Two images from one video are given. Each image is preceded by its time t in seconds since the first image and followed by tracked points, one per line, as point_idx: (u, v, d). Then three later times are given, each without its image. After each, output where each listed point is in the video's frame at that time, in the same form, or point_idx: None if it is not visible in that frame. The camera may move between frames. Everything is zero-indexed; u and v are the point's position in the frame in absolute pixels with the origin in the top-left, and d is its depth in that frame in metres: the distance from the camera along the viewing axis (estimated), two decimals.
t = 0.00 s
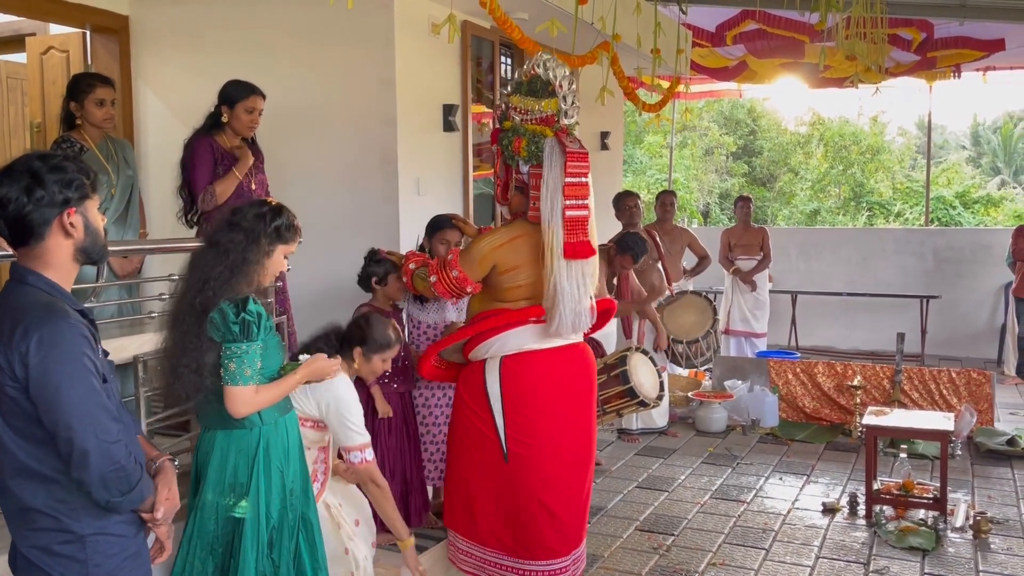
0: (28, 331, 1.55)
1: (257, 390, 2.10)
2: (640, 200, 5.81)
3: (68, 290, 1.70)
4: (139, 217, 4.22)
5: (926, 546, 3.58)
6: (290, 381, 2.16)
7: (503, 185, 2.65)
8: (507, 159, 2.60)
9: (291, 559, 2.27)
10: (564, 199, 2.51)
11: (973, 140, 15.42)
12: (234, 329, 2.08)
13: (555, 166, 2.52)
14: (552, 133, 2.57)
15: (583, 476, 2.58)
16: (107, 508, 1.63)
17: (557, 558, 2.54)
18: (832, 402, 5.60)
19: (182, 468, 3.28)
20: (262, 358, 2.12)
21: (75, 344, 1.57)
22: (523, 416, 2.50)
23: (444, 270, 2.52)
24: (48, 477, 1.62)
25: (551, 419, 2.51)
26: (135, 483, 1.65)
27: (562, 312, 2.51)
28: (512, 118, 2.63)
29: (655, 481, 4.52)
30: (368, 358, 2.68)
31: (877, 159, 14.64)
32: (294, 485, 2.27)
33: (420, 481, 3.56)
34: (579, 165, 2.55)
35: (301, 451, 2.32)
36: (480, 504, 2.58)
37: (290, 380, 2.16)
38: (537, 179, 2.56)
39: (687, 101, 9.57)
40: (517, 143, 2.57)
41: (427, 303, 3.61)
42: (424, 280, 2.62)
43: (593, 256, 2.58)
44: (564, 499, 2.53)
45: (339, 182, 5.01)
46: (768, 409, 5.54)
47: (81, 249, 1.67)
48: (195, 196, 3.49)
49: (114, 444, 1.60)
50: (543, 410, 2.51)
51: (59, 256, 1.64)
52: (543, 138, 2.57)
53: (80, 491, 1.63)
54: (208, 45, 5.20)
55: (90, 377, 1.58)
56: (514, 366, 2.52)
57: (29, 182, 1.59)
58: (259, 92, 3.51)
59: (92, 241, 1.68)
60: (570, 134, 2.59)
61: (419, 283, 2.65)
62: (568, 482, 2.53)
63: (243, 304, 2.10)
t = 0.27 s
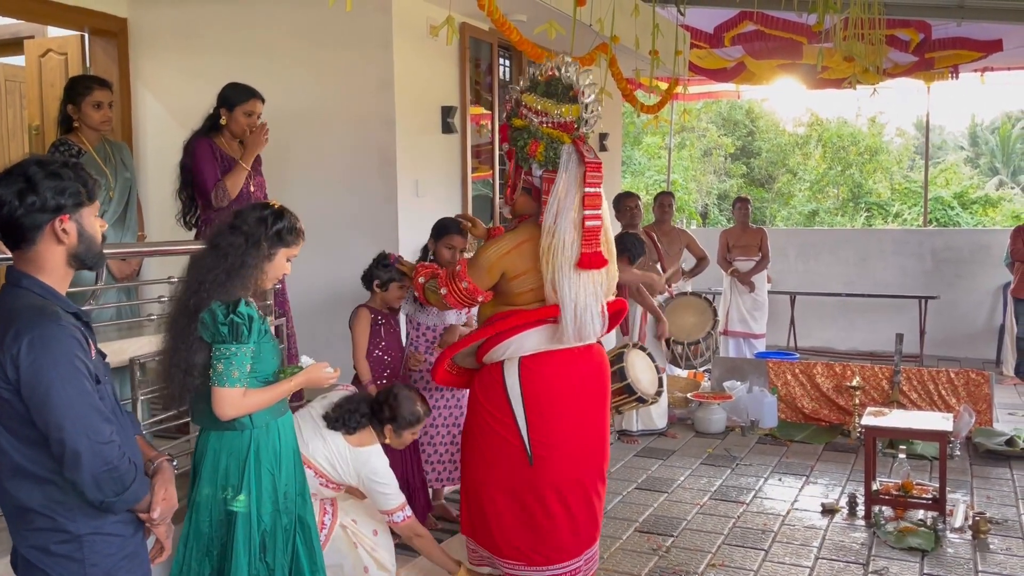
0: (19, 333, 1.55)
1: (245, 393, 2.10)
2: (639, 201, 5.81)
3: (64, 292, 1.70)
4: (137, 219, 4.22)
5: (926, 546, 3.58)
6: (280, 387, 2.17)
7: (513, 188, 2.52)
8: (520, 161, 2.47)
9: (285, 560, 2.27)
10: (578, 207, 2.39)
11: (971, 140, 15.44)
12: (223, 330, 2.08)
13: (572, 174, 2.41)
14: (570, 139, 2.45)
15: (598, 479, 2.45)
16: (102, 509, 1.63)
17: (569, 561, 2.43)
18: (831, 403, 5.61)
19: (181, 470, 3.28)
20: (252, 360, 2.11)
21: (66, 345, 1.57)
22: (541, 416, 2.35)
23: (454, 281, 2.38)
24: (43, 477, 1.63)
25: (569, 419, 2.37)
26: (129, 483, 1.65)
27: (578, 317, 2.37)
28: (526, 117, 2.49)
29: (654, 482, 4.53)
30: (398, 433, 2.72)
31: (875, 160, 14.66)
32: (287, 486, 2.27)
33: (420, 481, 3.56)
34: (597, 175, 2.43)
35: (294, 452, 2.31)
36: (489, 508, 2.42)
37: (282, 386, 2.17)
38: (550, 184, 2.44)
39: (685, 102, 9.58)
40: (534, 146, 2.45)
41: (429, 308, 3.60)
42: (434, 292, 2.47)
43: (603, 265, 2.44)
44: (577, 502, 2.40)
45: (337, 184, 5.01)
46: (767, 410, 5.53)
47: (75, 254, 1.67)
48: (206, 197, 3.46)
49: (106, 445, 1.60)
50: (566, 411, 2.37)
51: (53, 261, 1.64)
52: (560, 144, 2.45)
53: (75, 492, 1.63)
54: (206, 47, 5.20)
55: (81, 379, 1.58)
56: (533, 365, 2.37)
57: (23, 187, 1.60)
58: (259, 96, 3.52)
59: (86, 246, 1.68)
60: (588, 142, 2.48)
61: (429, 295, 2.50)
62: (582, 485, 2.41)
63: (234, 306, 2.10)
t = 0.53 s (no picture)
0: (14, 336, 1.56)
1: (235, 396, 2.10)
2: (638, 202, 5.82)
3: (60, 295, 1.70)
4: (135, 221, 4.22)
5: (925, 547, 3.59)
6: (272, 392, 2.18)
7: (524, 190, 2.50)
8: (533, 164, 2.45)
9: (279, 564, 2.27)
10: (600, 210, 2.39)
11: (969, 141, 15.46)
12: (216, 332, 2.08)
13: (589, 178, 2.40)
14: (584, 142, 2.44)
15: (599, 483, 2.44)
16: (96, 511, 1.63)
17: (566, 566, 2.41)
18: (830, 404, 5.61)
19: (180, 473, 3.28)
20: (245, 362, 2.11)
21: (60, 348, 1.58)
22: (545, 415, 2.35)
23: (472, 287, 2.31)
24: (38, 480, 1.63)
25: (572, 421, 2.37)
26: (123, 486, 1.65)
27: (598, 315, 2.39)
28: (536, 119, 2.46)
29: (654, 484, 4.53)
30: (408, 450, 2.71)
31: (873, 161, 14.67)
32: (280, 490, 2.27)
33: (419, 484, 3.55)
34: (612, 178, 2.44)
35: (288, 455, 2.31)
36: (489, 510, 2.40)
37: (274, 392, 2.18)
38: (567, 187, 2.43)
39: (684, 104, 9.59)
40: (549, 149, 2.43)
41: (425, 309, 3.63)
42: (448, 301, 2.38)
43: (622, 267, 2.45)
44: (577, 506, 2.39)
45: (335, 186, 5.01)
46: (766, 411, 5.53)
47: (68, 261, 1.66)
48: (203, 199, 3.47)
49: (100, 448, 1.59)
50: (572, 414, 2.37)
51: (46, 267, 1.65)
52: (574, 146, 2.44)
53: (69, 494, 1.63)
54: (205, 50, 5.20)
55: (75, 381, 1.58)
56: (541, 364, 2.37)
57: (18, 191, 1.60)
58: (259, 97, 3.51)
59: (80, 254, 1.67)
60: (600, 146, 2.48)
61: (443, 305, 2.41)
62: (583, 489, 2.40)
63: (230, 308, 2.10)
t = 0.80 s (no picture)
0: (13, 337, 1.56)
1: (237, 400, 2.10)
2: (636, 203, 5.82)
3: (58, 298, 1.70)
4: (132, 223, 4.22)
5: (923, 548, 3.59)
6: (273, 396, 2.17)
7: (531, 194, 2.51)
8: (543, 168, 2.46)
9: (278, 567, 2.26)
10: (610, 214, 2.42)
11: (966, 141, 15.49)
12: (219, 337, 2.09)
13: (600, 181, 2.42)
14: (594, 145, 2.47)
15: (600, 484, 2.45)
16: (93, 515, 1.63)
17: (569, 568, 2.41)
18: (829, 404, 5.61)
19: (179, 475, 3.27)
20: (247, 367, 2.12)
21: (59, 349, 1.58)
22: (551, 416, 2.35)
23: (484, 292, 2.30)
24: (34, 483, 1.62)
25: (577, 422, 2.38)
26: (121, 490, 1.65)
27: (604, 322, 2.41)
28: (544, 123, 2.48)
29: (653, 485, 4.53)
30: (398, 388, 2.79)
31: (871, 161, 14.70)
32: (279, 492, 2.27)
33: (416, 485, 3.56)
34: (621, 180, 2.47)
35: (285, 459, 2.31)
36: (492, 513, 2.37)
37: (275, 394, 2.17)
38: (577, 190, 2.44)
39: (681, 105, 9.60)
40: (560, 153, 2.44)
41: (423, 311, 3.63)
42: (455, 305, 2.36)
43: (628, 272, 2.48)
44: (581, 507, 2.39)
45: (333, 188, 5.01)
46: (765, 412, 5.53)
47: (67, 265, 1.66)
48: (206, 202, 3.47)
49: (98, 451, 1.60)
50: (578, 416, 2.38)
51: (45, 271, 1.65)
52: (585, 150, 2.46)
53: (65, 498, 1.63)
54: (203, 52, 5.20)
55: (74, 383, 1.58)
56: (549, 365, 2.37)
57: (16, 195, 1.60)
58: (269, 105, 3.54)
59: (80, 259, 1.67)
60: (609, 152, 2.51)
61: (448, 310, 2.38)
62: (587, 490, 2.40)
63: (232, 312, 2.12)
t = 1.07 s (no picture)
0: (14, 341, 1.55)
1: (238, 403, 2.10)
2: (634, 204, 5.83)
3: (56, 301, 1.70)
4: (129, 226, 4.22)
5: (920, 548, 3.60)
6: (271, 398, 2.17)
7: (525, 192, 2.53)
8: (534, 167, 2.48)
9: (277, 569, 2.27)
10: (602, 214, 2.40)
11: (963, 142, 15.52)
12: (218, 340, 2.08)
13: (590, 181, 2.42)
14: (585, 145, 2.46)
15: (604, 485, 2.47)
16: (94, 521, 1.64)
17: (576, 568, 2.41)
18: (826, 405, 5.62)
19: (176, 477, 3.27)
20: (246, 370, 2.11)
21: (60, 354, 1.58)
22: (558, 417, 2.36)
23: (489, 296, 2.29)
24: (34, 489, 1.62)
25: (583, 422, 2.39)
26: (123, 495, 1.66)
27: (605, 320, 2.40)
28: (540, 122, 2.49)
29: (650, 486, 4.53)
30: (365, 292, 2.83)
31: (868, 162, 14.73)
32: (277, 495, 2.27)
33: (414, 487, 3.55)
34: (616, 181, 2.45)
35: (283, 462, 2.31)
36: (503, 517, 2.36)
37: (274, 396, 2.17)
38: (569, 189, 2.45)
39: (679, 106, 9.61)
40: (549, 152, 2.45)
41: (420, 312, 3.64)
42: (459, 311, 2.35)
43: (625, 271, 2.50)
44: (586, 507, 2.40)
45: (330, 190, 5.02)
46: (762, 413, 5.54)
47: (64, 269, 1.67)
48: (211, 205, 3.46)
49: (100, 456, 1.60)
50: (584, 416, 2.40)
51: (43, 275, 1.66)
52: (576, 150, 2.46)
53: (66, 503, 1.63)
54: (199, 54, 5.20)
55: (76, 389, 1.58)
56: (555, 366, 2.38)
57: (13, 199, 1.60)
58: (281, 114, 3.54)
59: (77, 263, 1.68)
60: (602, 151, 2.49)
61: (452, 315, 2.37)
62: (594, 489, 2.42)
63: (231, 315, 2.10)
